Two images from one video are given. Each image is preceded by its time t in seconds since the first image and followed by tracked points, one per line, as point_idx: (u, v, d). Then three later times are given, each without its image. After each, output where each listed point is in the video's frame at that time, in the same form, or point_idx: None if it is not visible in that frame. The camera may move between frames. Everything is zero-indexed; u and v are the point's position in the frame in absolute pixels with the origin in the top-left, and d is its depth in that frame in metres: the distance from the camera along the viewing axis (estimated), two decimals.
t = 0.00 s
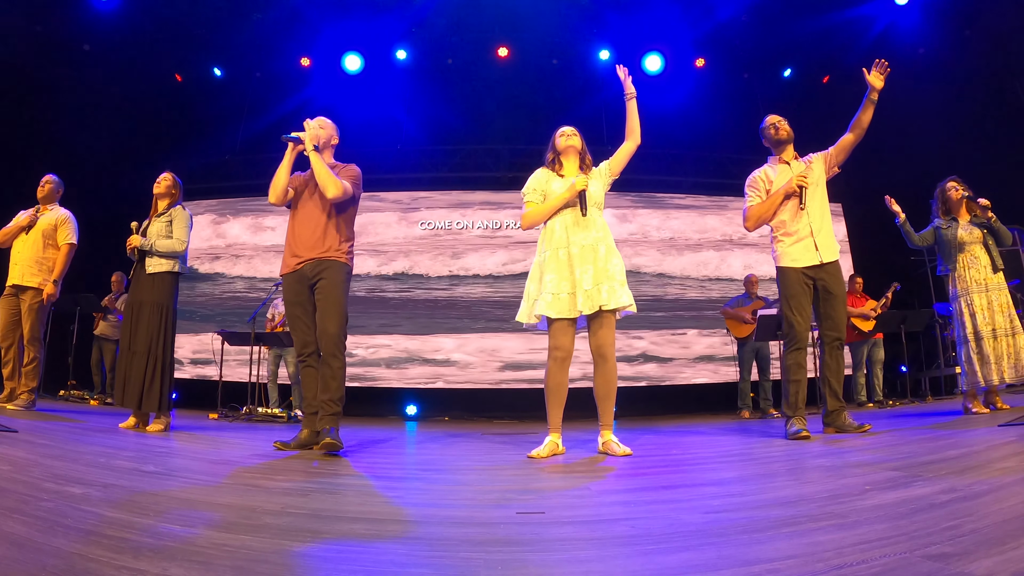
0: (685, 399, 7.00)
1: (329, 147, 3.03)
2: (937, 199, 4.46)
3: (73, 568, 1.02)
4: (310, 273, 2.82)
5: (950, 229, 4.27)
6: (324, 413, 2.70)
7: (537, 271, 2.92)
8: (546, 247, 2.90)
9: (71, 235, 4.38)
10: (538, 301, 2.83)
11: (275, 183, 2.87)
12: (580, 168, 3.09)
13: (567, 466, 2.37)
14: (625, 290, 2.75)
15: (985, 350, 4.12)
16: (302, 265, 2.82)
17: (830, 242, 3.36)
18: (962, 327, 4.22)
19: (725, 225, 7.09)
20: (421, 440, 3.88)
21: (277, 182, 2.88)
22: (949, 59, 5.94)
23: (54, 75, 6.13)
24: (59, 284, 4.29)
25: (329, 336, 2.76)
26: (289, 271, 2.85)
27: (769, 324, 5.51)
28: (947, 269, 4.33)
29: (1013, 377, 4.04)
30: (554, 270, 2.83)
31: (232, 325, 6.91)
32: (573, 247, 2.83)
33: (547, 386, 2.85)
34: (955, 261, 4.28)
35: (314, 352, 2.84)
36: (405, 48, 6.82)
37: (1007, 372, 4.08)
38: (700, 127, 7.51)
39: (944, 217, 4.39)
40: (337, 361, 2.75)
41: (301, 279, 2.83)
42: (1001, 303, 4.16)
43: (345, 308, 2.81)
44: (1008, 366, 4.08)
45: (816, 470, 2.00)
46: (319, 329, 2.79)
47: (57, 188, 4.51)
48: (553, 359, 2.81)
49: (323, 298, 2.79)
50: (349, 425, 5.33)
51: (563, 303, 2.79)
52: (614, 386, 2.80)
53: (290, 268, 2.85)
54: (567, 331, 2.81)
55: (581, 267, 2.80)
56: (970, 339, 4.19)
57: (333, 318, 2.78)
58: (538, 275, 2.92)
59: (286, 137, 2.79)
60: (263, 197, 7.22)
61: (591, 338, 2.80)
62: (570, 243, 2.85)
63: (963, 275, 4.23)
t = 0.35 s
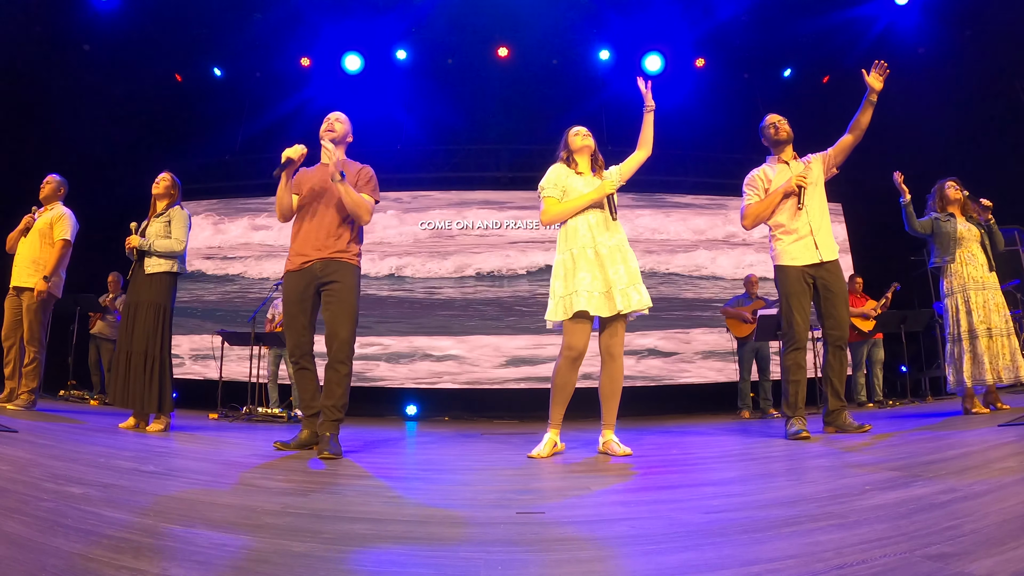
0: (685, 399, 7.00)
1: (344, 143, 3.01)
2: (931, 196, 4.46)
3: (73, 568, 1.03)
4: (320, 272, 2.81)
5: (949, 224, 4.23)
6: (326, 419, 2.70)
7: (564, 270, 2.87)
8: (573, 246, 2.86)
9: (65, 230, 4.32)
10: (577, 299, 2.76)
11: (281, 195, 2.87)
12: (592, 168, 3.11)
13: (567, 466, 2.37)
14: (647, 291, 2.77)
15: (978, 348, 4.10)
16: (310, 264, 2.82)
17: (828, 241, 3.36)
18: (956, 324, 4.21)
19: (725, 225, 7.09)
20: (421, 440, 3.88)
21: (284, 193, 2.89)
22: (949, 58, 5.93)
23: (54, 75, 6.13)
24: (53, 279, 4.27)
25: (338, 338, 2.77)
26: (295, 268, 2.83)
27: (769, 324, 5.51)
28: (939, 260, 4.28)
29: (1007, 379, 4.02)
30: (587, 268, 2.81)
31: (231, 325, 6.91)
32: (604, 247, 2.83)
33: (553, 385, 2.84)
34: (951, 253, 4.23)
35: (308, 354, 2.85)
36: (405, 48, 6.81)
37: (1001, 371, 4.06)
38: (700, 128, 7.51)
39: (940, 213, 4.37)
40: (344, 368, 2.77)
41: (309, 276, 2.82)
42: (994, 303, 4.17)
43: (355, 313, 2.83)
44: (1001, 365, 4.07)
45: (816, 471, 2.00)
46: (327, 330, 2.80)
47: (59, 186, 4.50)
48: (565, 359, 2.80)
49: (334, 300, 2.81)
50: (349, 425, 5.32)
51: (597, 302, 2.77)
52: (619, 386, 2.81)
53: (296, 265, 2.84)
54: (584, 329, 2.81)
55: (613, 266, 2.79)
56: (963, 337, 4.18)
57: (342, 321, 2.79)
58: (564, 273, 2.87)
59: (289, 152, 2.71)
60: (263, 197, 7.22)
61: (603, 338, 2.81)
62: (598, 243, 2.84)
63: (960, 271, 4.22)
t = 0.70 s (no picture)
0: (685, 398, 7.00)
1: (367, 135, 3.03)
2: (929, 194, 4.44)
3: (73, 568, 1.02)
4: (333, 267, 2.77)
5: (954, 222, 4.19)
6: (327, 418, 2.69)
7: (565, 270, 2.86)
8: (576, 246, 2.86)
9: (51, 228, 4.22)
10: (578, 300, 2.76)
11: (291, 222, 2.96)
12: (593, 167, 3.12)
13: (567, 466, 2.37)
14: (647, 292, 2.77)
15: (979, 348, 4.09)
16: (326, 255, 2.77)
17: (835, 241, 3.36)
18: (959, 322, 4.17)
19: (725, 224, 7.09)
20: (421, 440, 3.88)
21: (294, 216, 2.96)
22: (949, 58, 5.94)
23: (55, 75, 6.13)
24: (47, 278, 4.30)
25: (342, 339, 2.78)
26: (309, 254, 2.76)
27: (769, 324, 5.51)
28: (944, 254, 4.19)
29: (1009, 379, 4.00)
30: (589, 269, 2.80)
31: (231, 325, 6.91)
32: (604, 248, 2.82)
33: (553, 386, 2.84)
34: (957, 247, 4.17)
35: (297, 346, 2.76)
36: (405, 48, 6.82)
37: (1003, 371, 4.04)
38: (699, 128, 7.52)
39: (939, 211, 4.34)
40: (347, 368, 2.78)
41: (320, 268, 2.77)
42: (994, 303, 4.19)
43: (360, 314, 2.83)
44: (1003, 363, 4.05)
45: (817, 471, 2.00)
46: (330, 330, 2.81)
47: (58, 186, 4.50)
48: (564, 360, 2.81)
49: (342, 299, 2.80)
50: (349, 425, 5.33)
51: (596, 303, 2.76)
52: (619, 387, 2.82)
53: (311, 252, 2.77)
54: (583, 335, 2.81)
55: (613, 268, 2.79)
56: (965, 335, 4.16)
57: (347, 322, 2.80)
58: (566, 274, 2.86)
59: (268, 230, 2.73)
60: (263, 197, 7.23)
61: (603, 338, 2.81)
62: (600, 244, 2.84)
63: (965, 269, 4.20)
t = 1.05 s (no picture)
0: (685, 398, 7.00)
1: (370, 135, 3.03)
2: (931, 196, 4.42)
3: (73, 568, 1.02)
4: (337, 269, 2.77)
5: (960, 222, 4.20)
6: (327, 419, 2.70)
7: (552, 269, 2.88)
8: (561, 246, 2.87)
9: (46, 228, 4.24)
10: (564, 298, 2.77)
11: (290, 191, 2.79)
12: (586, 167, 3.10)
13: (567, 466, 2.37)
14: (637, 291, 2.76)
15: (990, 346, 4.09)
16: (327, 256, 2.76)
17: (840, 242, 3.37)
18: (967, 321, 4.16)
19: (725, 224, 7.09)
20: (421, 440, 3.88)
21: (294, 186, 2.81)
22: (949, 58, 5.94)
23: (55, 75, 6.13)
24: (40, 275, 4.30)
25: (350, 341, 2.77)
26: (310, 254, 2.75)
27: (769, 324, 5.51)
28: (951, 252, 4.20)
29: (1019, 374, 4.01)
30: (574, 268, 2.81)
31: (231, 325, 6.90)
32: (589, 246, 2.83)
33: (549, 385, 2.84)
34: (966, 246, 4.19)
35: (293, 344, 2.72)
36: (405, 48, 6.81)
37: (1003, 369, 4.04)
38: (700, 127, 7.51)
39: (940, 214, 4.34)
40: (354, 371, 2.77)
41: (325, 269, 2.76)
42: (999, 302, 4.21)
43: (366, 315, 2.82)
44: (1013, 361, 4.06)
45: (817, 471, 2.00)
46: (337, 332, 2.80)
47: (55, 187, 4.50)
48: (557, 358, 2.80)
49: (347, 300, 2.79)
50: (349, 425, 5.32)
51: (582, 302, 2.78)
52: (617, 386, 2.81)
53: (312, 252, 2.76)
54: (574, 329, 2.79)
55: (599, 266, 2.80)
56: (976, 334, 4.15)
57: (354, 324, 2.79)
58: (552, 273, 2.87)
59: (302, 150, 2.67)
60: (263, 197, 7.23)
61: (595, 339, 2.80)
62: (585, 243, 2.84)
63: (972, 269, 4.21)
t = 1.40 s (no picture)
0: (685, 398, 7.00)
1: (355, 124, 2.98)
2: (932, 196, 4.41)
3: (73, 568, 1.02)
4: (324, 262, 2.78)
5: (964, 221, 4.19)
6: (326, 418, 2.69)
7: (528, 272, 2.94)
8: (534, 249, 2.90)
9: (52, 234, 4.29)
10: (531, 303, 2.82)
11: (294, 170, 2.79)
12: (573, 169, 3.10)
13: (567, 466, 2.36)
14: (615, 290, 2.74)
15: (997, 343, 4.10)
16: (315, 252, 2.76)
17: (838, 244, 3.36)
18: (971, 320, 4.16)
19: (725, 224, 7.10)
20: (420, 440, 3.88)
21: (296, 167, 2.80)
22: (949, 58, 5.94)
23: (54, 74, 6.12)
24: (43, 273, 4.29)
25: (335, 339, 2.75)
26: (297, 251, 2.76)
27: (769, 324, 5.51)
28: (954, 254, 4.20)
29: None
30: (542, 270, 2.84)
31: (231, 325, 6.90)
32: (557, 247, 2.84)
33: (541, 386, 2.84)
34: (966, 247, 4.18)
35: (291, 344, 2.73)
36: (405, 48, 6.81)
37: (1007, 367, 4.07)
38: (700, 127, 7.50)
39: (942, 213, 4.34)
40: (341, 367, 2.77)
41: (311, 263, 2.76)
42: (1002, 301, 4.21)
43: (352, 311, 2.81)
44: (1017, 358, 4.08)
45: (816, 471, 2.00)
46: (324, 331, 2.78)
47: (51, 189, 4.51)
48: (544, 360, 2.81)
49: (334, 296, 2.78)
50: (349, 425, 5.32)
51: (550, 304, 2.80)
52: (611, 387, 2.79)
53: (299, 248, 2.76)
54: (557, 331, 2.81)
55: (564, 267, 2.80)
56: (982, 332, 4.14)
57: (340, 322, 2.77)
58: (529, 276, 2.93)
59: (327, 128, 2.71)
60: (262, 197, 7.24)
61: (583, 340, 2.80)
62: (554, 244, 2.85)
63: (974, 268, 4.20)
